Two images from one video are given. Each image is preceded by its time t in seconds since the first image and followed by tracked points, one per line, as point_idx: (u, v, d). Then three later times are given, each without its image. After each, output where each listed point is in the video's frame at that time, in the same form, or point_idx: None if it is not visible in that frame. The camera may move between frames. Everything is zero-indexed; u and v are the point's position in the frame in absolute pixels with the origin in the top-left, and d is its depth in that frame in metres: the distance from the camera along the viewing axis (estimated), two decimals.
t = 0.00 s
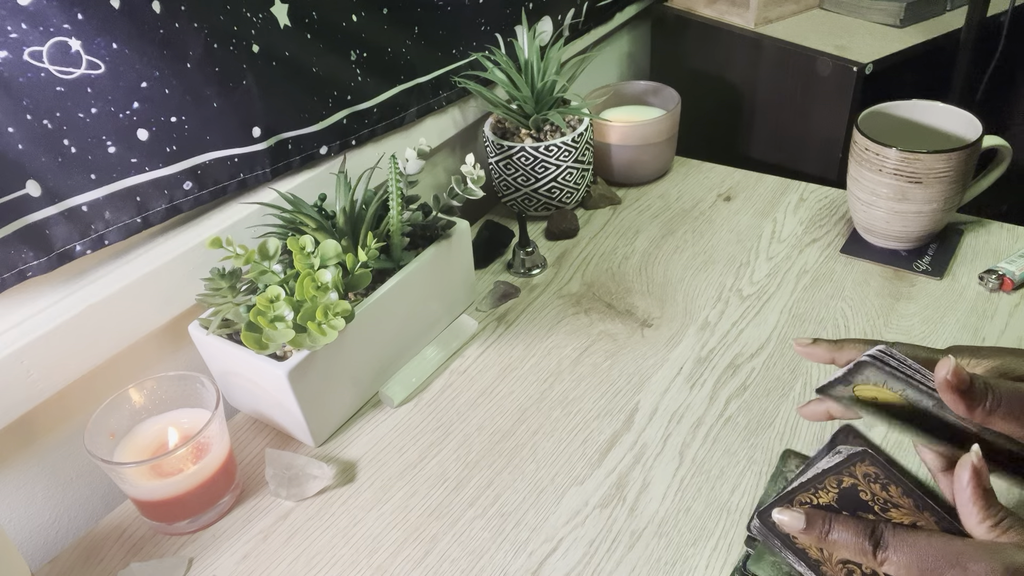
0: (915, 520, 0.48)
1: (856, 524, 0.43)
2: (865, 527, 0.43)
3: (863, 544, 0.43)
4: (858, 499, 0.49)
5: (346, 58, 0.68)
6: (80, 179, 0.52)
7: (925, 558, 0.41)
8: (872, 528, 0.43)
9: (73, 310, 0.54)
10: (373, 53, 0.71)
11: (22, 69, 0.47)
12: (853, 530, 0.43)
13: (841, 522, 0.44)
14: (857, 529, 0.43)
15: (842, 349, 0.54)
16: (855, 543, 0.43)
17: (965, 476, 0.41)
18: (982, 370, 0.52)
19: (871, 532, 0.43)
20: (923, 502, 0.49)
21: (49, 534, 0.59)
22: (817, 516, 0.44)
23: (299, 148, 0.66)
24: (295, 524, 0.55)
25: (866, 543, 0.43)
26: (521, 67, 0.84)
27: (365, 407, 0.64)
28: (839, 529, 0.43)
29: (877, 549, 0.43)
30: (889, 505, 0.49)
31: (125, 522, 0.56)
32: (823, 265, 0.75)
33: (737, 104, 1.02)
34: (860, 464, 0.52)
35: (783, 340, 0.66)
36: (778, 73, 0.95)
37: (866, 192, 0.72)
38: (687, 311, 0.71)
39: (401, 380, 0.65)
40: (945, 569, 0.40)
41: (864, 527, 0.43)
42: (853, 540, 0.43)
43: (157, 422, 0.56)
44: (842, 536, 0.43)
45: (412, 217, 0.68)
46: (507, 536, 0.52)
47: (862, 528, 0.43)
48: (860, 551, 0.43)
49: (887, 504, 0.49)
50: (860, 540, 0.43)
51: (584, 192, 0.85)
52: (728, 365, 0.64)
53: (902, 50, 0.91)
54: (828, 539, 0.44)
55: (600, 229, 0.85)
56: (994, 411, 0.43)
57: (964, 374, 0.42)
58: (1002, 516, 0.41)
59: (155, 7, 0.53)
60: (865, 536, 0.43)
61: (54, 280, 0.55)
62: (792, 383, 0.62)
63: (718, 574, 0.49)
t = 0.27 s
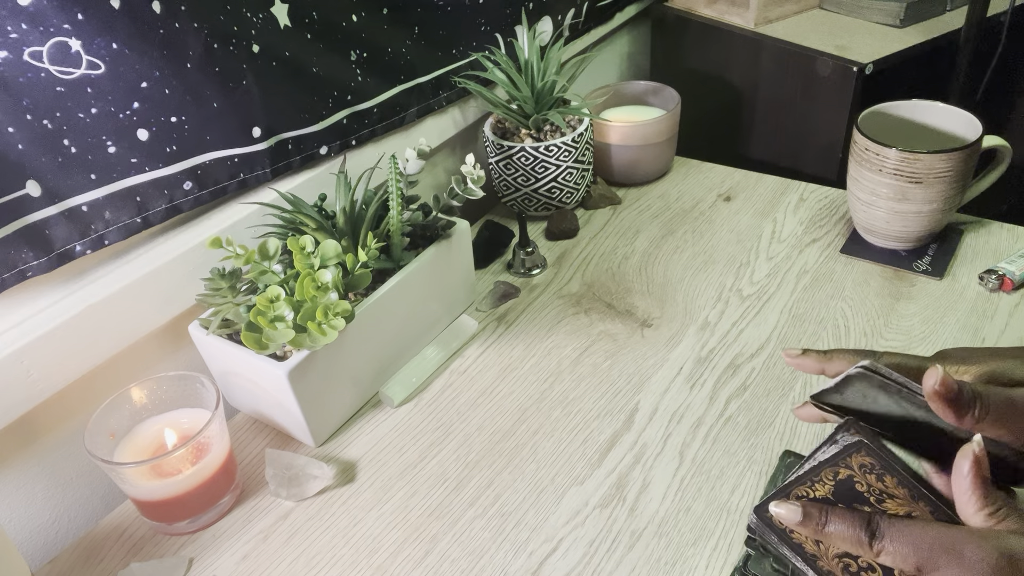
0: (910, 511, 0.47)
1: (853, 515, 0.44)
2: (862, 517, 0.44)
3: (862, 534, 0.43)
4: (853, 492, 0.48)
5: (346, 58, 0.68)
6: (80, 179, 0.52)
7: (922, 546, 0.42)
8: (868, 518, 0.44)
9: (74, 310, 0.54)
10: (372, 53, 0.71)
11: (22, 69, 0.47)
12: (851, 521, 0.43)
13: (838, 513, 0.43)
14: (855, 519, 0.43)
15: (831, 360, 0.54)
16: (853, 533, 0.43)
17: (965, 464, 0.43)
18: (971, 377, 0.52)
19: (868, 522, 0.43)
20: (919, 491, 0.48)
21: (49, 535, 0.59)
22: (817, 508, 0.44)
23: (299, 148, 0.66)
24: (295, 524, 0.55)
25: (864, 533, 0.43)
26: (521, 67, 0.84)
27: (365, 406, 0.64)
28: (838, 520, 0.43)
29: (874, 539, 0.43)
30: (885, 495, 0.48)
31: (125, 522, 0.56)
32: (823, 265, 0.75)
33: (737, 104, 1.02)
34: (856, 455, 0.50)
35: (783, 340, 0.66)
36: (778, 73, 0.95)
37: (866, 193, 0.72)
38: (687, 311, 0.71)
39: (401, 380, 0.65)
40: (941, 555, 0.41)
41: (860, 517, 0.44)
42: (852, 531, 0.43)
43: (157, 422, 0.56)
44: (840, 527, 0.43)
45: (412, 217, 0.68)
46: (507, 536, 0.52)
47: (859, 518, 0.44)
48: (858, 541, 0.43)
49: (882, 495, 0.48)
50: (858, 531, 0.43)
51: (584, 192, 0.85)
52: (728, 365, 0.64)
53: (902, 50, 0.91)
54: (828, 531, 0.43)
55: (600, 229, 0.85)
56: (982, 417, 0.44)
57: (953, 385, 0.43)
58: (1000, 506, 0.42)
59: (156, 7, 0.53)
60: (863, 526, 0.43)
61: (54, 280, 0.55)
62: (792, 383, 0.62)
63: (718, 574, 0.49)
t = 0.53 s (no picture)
0: (887, 512, 0.47)
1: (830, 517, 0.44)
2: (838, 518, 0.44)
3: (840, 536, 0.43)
4: (833, 494, 0.49)
5: (346, 57, 0.68)
6: (80, 179, 0.52)
7: (898, 543, 0.42)
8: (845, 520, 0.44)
9: (74, 310, 0.54)
10: (372, 53, 0.71)
11: (22, 69, 0.47)
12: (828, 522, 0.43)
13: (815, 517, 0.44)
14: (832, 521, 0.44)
15: (823, 383, 0.52)
16: (831, 535, 0.43)
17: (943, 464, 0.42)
18: (972, 378, 0.52)
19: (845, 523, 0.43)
20: (895, 492, 0.49)
21: (49, 535, 0.59)
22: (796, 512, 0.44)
23: (299, 148, 0.66)
24: (295, 524, 0.55)
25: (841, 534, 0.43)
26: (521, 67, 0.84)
27: (365, 406, 0.64)
28: (817, 523, 0.43)
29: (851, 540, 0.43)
30: (863, 497, 0.49)
31: (126, 522, 0.56)
32: (823, 265, 0.75)
33: (737, 104, 1.02)
34: (833, 457, 0.51)
35: (783, 340, 0.66)
36: (778, 73, 0.95)
37: (866, 193, 0.72)
38: (687, 311, 0.71)
39: (401, 380, 0.65)
40: (918, 551, 0.41)
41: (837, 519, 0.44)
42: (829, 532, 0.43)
43: (157, 422, 0.56)
44: (818, 530, 0.43)
45: (412, 217, 0.68)
46: (507, 535, 0.52)
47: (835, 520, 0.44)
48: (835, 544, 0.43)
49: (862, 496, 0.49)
50: (835, 531, 0.43)
51: (584, 192, 0.85)
52: (728, 365, 0.64)
53: (902, 50, 0.91)
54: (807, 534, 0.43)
55: (600, 229, 0.85)
56: (967, 437, 0.46)
57: (937, 408, 0.45)
58: (976, 504, 0.42)
59: (155, 7, 0.53)
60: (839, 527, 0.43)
61: (54, 280, 0.55)
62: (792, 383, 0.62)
63: (718, 574, 0.48)
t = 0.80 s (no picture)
0: (875, 514, 0.47)
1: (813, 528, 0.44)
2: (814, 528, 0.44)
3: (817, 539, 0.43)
4: (822, 497, 0.48)
5: (346, 57, 0.68)
6: (80, 179, 0.52)
7: (880, 546, 0.42)
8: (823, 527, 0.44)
9: (74, 310, 0.54)
10: (372, 53, 0.71)
11: (22, 69, 0.47)
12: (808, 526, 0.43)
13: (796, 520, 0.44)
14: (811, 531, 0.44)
15: (830, 401, 0.52)
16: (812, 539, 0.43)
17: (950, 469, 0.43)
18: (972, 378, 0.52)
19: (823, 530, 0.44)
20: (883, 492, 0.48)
21: (49, 535, 0.59)
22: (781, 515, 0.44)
23: (299, 148, 0.66)
24: (295, 524, 0.55)
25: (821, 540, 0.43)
26: (521, 67, 0.84)
27: (365, 407, 0.64)
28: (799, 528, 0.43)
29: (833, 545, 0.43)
30: (852, 499, 0.48)
31: (126, 522, 0.56)
32: (823, 265, 0.75)
33: (737, 104, 1.02)
34: (823, 457, 0.51)
35: (783, 340, 0.66)
36: (778, 72, 0.95)
37: (866, 193, 0.72)
38: (687, 311, 0.71)
39: (401, 380, 0.65)
40: (899, 554, 0.41)
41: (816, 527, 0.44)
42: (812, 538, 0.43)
43: (157, 422, 0.56)
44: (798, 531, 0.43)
45: (412, 217, 0.68)
46: (507, 536, 0.52)
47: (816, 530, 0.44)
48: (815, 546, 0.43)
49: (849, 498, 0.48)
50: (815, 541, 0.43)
51: (584, 192, 0.85)
52: (728, 365, 0.64)
53: (902, 50, 0.91)
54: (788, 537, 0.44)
55: (599, 229, 0.85)
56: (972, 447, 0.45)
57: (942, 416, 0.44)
58: (959, 504, 0.42)
59: (155, 7, 0.53)
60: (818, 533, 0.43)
61: (54, 280, 0.55)
62: (792, 383, 0.62)
63: (718, 574, 0.49)
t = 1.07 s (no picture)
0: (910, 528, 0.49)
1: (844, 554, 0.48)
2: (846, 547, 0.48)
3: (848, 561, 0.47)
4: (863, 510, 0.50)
5: (346, 57, 0.68)
6: (79, 179, 0.52)
7: None
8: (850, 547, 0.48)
9: (74, 310, 0.54)
10: (372, 53, 0.71)
11: (22, 69, 0.47)
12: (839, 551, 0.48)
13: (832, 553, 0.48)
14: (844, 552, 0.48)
15: (867, 429, 0.56)
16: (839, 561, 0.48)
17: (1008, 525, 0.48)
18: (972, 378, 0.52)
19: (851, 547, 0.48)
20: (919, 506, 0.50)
21: (48, 534, 0.59)
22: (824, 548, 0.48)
23: (299, 148, 0.66)
24: (295, 524, 0.55)
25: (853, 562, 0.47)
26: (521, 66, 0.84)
27: (365, 406, 0.64)
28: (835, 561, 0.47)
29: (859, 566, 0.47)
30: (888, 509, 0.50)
31: (125, 522, 0.56)
32: (823, 265, 0.75)
33: (736, 103, 1.02)
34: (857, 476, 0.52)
35: (783, 340, 0.66)
36: (778, 72, 0.95)
37: (866, 193, 0.72)
38: (687, 311, 0.71)
39: (401, 380, 0.65)
40: None
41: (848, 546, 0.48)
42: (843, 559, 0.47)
43: (157, 422, 0.56)
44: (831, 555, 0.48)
45: (412, 217, 0.68)
46: (507, 535, 0.52)
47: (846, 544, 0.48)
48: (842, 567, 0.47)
49: (884, 505, 0.50)
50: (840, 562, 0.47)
51: (584, 192, 0.85)
52: (727, 365, 0.64)
53: (902, 50, 0.91)
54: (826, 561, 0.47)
55: (599, 229, 0.85)
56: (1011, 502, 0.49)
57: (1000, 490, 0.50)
58: None
59: (155, 6, 0.53)
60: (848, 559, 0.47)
61: (54, 280, 0.55)
62: (792, 383, 0.62)
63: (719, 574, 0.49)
